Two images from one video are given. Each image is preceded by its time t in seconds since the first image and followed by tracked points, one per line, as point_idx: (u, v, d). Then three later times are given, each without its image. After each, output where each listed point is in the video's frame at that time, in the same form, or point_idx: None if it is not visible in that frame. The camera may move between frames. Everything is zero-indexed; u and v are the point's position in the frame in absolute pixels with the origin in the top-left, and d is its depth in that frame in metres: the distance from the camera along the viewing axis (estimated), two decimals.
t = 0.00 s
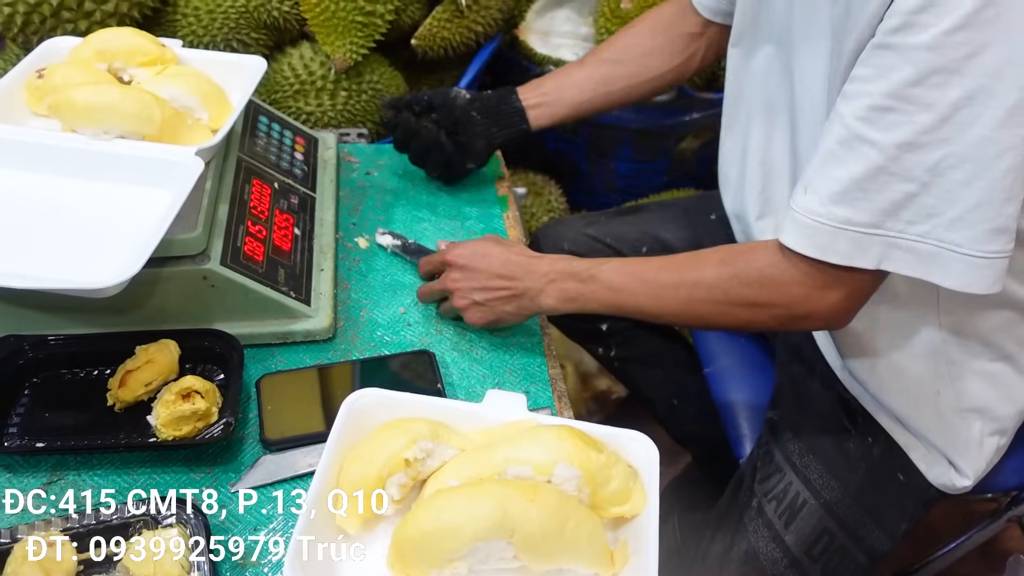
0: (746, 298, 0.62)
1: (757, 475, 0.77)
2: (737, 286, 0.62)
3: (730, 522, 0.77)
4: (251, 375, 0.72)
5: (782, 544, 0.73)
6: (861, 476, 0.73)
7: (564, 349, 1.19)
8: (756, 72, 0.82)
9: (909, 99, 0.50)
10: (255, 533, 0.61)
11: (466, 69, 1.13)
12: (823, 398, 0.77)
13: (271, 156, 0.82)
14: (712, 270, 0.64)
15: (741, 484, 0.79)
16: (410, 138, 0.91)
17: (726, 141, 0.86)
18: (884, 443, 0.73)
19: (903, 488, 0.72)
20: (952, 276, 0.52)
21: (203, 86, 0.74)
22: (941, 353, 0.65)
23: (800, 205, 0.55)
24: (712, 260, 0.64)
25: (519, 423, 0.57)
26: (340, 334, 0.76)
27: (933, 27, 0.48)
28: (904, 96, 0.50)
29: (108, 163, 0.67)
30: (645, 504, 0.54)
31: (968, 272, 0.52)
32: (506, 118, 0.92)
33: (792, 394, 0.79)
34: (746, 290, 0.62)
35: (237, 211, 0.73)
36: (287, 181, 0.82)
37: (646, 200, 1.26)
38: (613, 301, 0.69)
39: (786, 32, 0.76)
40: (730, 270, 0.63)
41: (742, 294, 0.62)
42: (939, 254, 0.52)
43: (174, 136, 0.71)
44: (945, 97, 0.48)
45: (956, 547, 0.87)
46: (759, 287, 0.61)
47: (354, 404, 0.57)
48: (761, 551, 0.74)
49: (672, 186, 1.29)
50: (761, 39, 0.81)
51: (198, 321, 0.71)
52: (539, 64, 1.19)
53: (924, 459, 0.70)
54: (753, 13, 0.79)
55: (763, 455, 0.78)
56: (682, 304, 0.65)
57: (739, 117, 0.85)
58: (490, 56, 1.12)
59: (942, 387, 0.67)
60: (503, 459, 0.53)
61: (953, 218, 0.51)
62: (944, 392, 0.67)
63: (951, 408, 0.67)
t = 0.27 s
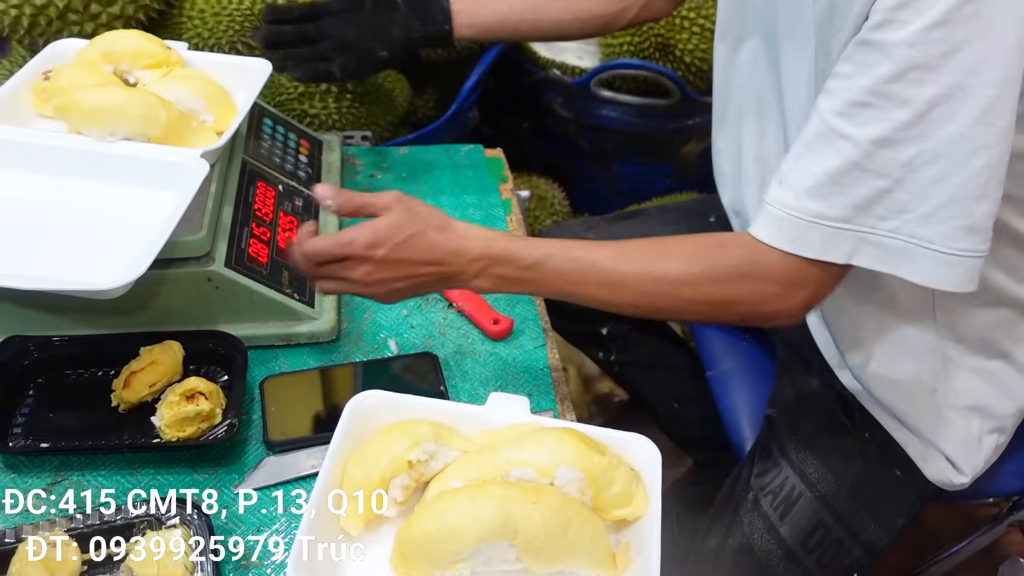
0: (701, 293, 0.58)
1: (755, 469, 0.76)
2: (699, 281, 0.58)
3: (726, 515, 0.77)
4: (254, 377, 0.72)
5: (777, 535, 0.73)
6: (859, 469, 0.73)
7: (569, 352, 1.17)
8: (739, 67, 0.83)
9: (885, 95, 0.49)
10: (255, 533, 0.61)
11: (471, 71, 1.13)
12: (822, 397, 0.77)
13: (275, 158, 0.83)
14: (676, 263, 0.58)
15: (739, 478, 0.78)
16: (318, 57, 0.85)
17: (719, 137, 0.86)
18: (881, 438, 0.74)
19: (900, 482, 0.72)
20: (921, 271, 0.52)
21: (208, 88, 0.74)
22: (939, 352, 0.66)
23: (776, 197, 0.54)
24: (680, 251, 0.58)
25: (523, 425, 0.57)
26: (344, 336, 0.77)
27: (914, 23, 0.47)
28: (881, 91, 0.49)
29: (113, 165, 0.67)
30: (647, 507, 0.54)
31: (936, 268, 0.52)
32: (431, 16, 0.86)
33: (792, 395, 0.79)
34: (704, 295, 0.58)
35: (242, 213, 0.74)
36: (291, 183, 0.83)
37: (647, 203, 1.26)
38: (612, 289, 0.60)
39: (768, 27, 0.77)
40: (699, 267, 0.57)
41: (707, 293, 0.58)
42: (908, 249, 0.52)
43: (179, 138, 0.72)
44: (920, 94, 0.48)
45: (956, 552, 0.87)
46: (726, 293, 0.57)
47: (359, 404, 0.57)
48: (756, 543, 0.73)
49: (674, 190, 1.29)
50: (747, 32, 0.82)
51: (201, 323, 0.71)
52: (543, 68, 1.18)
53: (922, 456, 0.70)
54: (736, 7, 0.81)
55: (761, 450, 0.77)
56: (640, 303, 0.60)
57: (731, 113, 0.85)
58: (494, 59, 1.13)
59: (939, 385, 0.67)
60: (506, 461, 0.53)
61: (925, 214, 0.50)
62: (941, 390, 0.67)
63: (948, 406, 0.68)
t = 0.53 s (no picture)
0: (560, 248, 0.56)
1: (754, 469, 0.77)
2: (554, 235, 0.56)
3: (723, 512, 0.77)
4: (254, 381, 0.72)
5: (774, 533, 0.73)
6: (858, 468, 0.72)
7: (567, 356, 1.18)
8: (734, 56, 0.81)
9: (792, 34, 0.48)
10: (255, 533, 0.62)
11: (472, 76, 1.13)
12: (821, 399, 0.76)
13: (276, 162, 0.83)
14: (552, 205, 0.56)
15: (737, 478, 0.78)
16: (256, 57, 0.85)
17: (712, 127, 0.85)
18: (880, 438, 0.73)
19: (900, 482, 0.72)
20: (748, 209, 0.52)
21: (209, 92, 0.74)
22: (942, 351, 0.67)
23: (684, 131, 0.51)
24: (547, 197, 0.56)
25: (524, 429, 0.57)
26: (344, 340, 0.77)
27: None
28: (790, 30, 0.49)
29: (116, 169, 0.67)
30: (646, 512, 0.54)
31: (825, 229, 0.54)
32: None
33: (793, 395, 0.78)
34: (539, 244, 0.56)
35: (242, 217, 0.73)
36: (292, 188, 0.83)
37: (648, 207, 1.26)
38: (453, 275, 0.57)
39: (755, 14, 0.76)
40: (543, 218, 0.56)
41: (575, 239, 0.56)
42: (785, 202, 0.52)
43: (181, 142, 0.72)
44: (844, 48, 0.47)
45: (958, 556, 0.87)
46: (571, 232, 0.56)
47: (361, 407, 0.57)
48: (754, 541, 0.74)
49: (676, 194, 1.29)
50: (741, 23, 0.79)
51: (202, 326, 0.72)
52: (544, 72, 1.19)
53: (920, 455, 0.70)
54: None
55: (760, 451, 0.77)
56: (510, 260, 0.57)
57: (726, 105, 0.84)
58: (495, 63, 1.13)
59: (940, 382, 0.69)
60: (505, 465, 0.53)
61: (777, 155, 0.50)
62: (941, 387, 0.69)
63: (947, 403, 0.69)
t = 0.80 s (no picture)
0: (508, 156, 0.59)
1: (756, 469, 0.76)
2: (487, 138, 0.58)
3: (727, 513, 0.77)
4: (255, 383, 0.72)
5: (779, 532, 0.73)
6: (862, 467, 0.72)
7: (569, 359, 1.18)
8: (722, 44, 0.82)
9: None
10: (255, 533, 0.62)
11: (473, 79, 1.13)
12: (824, 401, 0.76)
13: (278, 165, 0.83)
14: (495, 113, 0.58)
15: (739, 480, 0.78)
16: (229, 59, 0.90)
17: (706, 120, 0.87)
18: (883, 436, 0.72)
19: (904, 481, 0.71)
20: (677, 153, 0.54)
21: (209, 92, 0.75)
22: (941, 336, 0.67)
23: (626, 65, 0.53)
24: (495, 105, 0.59)
25: (523, 432, 0.57)
26: (345, 342, 0.77)
27: None
28: None
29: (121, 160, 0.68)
30: (647, 516, 0.54)
31: (760, 185, 0.55)
32: None
33: (794, 397, 0.78)
34: (463, 144, 0.59)
35: (244, 220, 0.73)
36: (294, 191, 0.83)
37: (649, 209, 1.25)
38: (374, 159, 0.60)
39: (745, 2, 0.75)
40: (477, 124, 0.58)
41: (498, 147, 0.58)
42: (711, 147, 0.53)
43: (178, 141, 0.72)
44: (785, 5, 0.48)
45: (959, 561, 0.87)
46: (500, 142, 0.58)
47: (359, 411, 0.57)
48: (757, 539, 0.74)
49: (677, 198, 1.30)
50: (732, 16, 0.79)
51: (201, 329, 0.72)
52: (546, 76, 1.19)
53: (918, 448, 0.70)
54: None
55: (763, 451, 0.77)
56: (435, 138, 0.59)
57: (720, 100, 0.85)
58: (496, 67, 1.14)
59: (942, 369, 0.69)
60: (506, 469, 0.53)
61: (712, 104, 0.51)
62: (943, 373, 0.69)
63: (948, 390, 0.69)
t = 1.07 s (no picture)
0: (489, 124, 0.62)
1: (752, 467, 0.76)
2: (476, 108, 0.62)
3: (721, 510, 0.77)
4: (252, 384, 0.72)
5: (771, 530, 0.72)
6: (857, 465, 0.71)
7: (568, 360, 1.17)
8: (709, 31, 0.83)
9: None
10: (255, 533, 0.62)
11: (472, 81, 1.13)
12: (823, 401, 0.76)
13: (276, 165, 0.83)
14: (494, 89, 0.61)
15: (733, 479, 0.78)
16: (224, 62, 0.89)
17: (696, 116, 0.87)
18: (879, 436, 0.71)
19: (900, 481, 0.70)
20: (657, 133, 0.56)
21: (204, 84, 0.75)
22: (939, 334, 0.67)
23: (616, 52, 0.55)
24: (498, 80, 0.62)
25: (521, 433, 0.57)
26: (342, 343, 0.76)
27: None
28: None
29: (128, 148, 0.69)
30: (644, 517, 0.53)
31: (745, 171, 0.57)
32: None
33: (793, 397, 0.78)
34: (454, 105, 0.62)
35: (241, 221, 0.73)
36: (291, 191, 0.83)
37: (646, 210, 1.25)
38: (380, 105, 0.64)
39: None
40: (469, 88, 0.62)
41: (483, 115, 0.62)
42: (697, 132, 0.56)
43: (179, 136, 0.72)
44: None
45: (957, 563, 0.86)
46: (485, 112, 0.62)
47: (352, 415, 0.56)
48: (750, 536, 0.73)
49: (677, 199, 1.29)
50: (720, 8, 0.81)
51: (199, 330, 0.72)
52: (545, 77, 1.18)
53: (914, 446, 0.69)
54: None
55: (758, 450, 0.77)
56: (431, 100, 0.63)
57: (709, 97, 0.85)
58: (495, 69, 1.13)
59: (938, 367, 0.69)
60: (503, 470, 0.53)
61: (694, 91, 0.53)
62: (940, 372, 0.69)
63: (945, 389, 0.69)
